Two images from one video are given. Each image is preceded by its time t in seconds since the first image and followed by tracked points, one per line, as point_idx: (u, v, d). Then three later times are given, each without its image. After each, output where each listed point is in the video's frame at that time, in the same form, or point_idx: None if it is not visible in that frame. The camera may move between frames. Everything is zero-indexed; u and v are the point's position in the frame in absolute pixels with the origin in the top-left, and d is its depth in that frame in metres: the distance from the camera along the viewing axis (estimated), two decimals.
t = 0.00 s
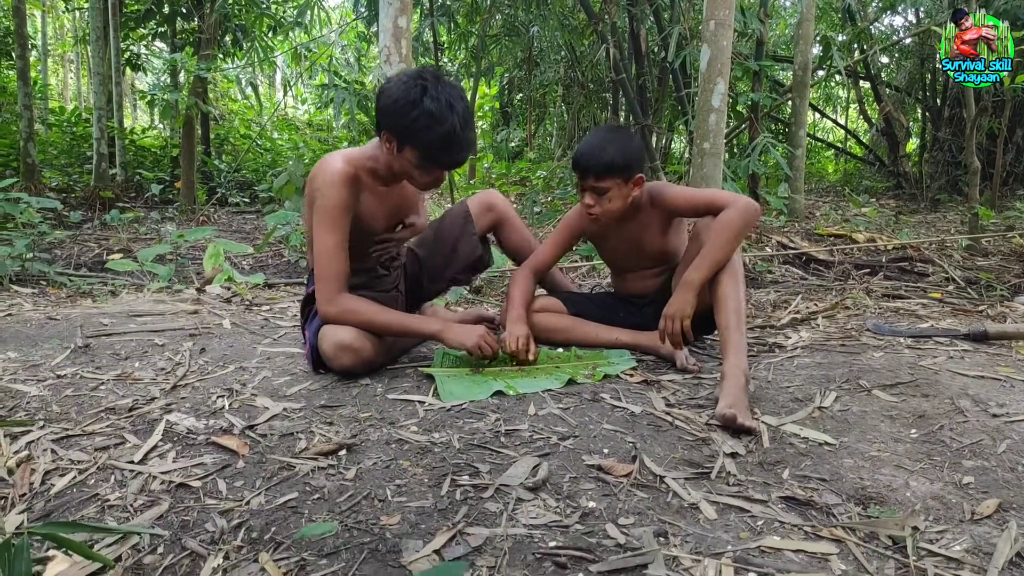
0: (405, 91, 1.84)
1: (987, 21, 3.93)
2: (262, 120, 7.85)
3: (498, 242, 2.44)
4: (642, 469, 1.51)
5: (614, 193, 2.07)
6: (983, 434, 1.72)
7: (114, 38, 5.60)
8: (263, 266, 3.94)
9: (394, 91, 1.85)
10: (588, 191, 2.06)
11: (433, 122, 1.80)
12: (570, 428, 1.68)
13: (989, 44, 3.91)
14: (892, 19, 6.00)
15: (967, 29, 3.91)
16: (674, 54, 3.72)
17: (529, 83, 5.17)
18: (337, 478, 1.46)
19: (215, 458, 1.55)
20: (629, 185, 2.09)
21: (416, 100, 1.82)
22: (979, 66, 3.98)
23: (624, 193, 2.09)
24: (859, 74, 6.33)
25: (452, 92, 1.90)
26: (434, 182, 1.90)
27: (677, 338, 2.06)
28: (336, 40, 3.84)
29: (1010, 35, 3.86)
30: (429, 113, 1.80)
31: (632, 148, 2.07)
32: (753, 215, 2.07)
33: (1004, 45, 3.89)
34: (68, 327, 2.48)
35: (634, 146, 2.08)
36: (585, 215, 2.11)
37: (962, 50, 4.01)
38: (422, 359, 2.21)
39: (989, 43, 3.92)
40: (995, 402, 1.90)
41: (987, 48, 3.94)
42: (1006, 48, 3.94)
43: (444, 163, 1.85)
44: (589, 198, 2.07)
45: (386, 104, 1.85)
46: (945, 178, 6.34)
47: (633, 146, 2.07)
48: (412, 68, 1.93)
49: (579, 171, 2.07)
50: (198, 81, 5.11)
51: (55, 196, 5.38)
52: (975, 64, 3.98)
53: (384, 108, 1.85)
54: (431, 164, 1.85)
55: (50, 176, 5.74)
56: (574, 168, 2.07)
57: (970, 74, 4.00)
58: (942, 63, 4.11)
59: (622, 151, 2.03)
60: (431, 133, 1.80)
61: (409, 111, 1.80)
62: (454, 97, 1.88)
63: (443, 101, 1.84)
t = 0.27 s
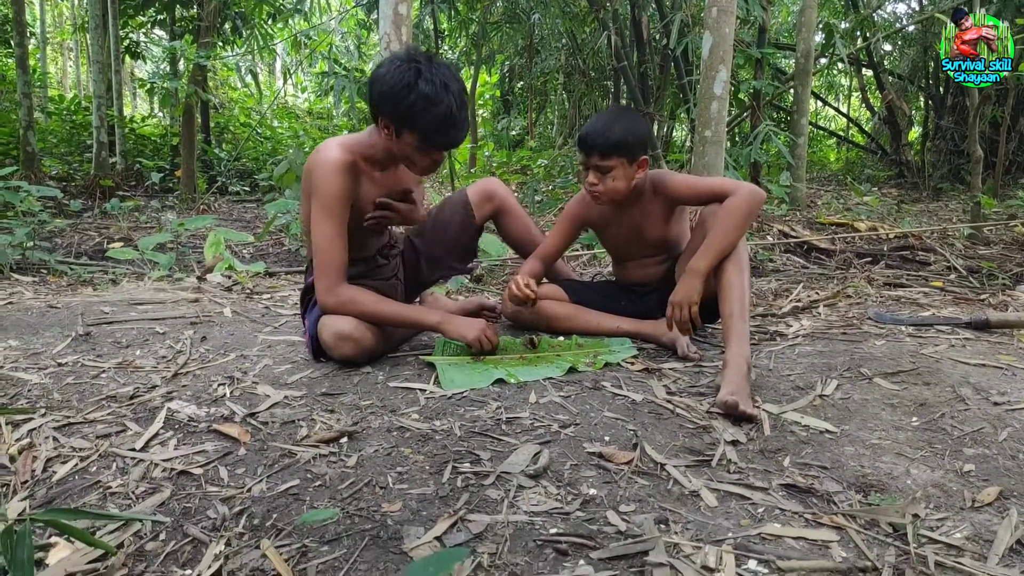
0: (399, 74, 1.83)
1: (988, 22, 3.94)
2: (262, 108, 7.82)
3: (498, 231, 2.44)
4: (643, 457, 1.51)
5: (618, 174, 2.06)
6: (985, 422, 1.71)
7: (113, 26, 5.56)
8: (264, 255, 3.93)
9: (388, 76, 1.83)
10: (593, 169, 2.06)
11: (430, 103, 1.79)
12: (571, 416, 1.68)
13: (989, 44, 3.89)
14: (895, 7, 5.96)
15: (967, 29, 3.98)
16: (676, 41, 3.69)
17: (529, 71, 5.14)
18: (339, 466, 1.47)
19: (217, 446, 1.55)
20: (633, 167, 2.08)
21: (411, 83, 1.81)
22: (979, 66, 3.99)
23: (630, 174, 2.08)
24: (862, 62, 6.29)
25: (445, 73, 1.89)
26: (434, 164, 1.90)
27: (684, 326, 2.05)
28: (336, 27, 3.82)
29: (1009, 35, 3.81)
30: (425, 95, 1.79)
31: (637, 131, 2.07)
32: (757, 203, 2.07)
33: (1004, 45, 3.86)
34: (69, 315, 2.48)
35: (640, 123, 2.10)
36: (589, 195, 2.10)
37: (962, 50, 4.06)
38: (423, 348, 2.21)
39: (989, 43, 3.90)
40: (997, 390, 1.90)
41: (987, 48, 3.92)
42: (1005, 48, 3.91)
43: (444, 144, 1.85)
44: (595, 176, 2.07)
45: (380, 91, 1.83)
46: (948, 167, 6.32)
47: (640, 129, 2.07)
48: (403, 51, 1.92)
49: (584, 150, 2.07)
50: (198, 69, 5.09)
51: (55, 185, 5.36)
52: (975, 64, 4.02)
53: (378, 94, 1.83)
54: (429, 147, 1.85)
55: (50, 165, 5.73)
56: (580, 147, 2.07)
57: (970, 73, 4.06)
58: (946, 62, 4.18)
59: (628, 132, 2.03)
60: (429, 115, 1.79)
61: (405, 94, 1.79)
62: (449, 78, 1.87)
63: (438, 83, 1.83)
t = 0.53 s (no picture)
0: (406, 70, 1.83)
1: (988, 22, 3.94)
2: (262, 100, 7.79)
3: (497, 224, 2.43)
4: (644, 448, 1.51)
5: (604, 170, 2.06)
6: (987, 413, 1.71)
7: (113, 18, 5.54)
8: (265, 247, 3.93)
9: (394, 69, 1.83)
10: (579, 169, 2.07)
11: (436, 100, 1.78)
12: (572, 407, 1.68)
13: (990, 44, 3.91)
14: None
15: (967, 29, 3.97)
16: (677, 32, 3.67)
17: (530, 63, 5.11)
18: (340, 457, 1.47)
19: (218, 438, 1.55)
20: (618, 160, 2.08)
21: (417, 79, 1.80)
22: (979, 66, 3.91)
23: (615, 168, 2.08)
24: (864, 53, 6.26)
25: (451, 68, 1.88)
26: (438, 161, 1.89)
27: (682, 313, 2.06)
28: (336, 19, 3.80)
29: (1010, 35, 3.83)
30: (431, 92, 1.79)
31: (620, 125, 2.07)
32: (760, 193, 2.06)
33: (1005, 44, 3.87)
34: (70, 308, 2.48)
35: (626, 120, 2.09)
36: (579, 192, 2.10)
37: (962, 50, 4.04)
38: (424, 339, 2.21)
39: (989, 43, 3.90)
40: (998, 381, 1.89)
41: (987, 48, 3.91)
42: (1005, 48, 3.91)
43: (449, 142, 1.85)
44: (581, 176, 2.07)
45: (386, 85, 1.83)
46: (949, 158, 6.30)
47: (622, 121, 2.07)
48: (408, 45, 1.91)
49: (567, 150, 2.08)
50: (198, 61, 5.07)
51: (55, 177, 5.35)
52: (975, 64, 3.96)
53: (385, 88, 1.83)
54: (434, 144, 1.84)
55: (50, 157, 5.71)
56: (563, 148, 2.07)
57: (970, 73, 3.98)
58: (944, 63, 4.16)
59: (609, 127, 2.04)
60: (435, 111, 1.78)
61: (411, 90, 1.79)
62: (456, 74, 1.86)
63: (444, 78, 1.82)
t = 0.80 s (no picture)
0: (408, 61, 1.80)
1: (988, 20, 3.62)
2: (265, 89, 7.77)
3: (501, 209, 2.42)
4: (648, 436, 1.51)
5: (599, 157, 2.06)
6: (992, 401, 1.70)
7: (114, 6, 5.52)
8: (268, 236, 3.93)
9: (395, 61, 1.81)
10: (575, 157, 2.07)
11: (440, 90, 1.76)
12: (576, 395, 1.68)
13: (989, 44, 3.68)
14: None
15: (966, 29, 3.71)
16: (682, 18, 3.63)
17: (533, 50, 5.07)
18: (345, 445, 1.47)
19: (223, 425, 1.56)
20: (614, 148, 2.08)
21: (419, 69, 1.78)
22: (979, 66, 3.80)
23: (611, 157, 2.08)
24: (870, 39, 6.20)
25: (453, 57, 1.86)
26: (442, 151, 1.87)
27: (682, 299, 2.07)
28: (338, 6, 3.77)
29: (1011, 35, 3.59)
30: (434, 81, 1.76)
31: (616, 113, 2.06)
32: (757, 178, 2.05)
33: (1005, 45, 3.62)
34: (75, 297, 2.49)
35: (619, 106, 2.09)
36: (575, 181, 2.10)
37: (962, 49, 3.83)
38: (428, 327, 2.21)
39: (989, 43, 3.68)
40: (1004, 368, 1.89)
41: (987, 48, 3.71)
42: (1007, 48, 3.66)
43: (454, 130, 1.83)
44: (577, 164, 2.07)
45: (388, 77, 1.80)
46: (956, 146, 6.24)
47: (616, 109, 2.06)
48: (409, 34, 1.89)
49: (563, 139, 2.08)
50: (200, 50, 5.05)
51: (59, 167, 5.35)
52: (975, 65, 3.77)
53: (386, 80, 1.80)
54: (439, 134, 1.82)
55: (54, 147, 5.71)
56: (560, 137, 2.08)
57: (970, 73, 3.88)
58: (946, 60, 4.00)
59: (604, 115, 2.03)
60: (439, 101, 1.76)
61: (414, 80, 1.76)
62: (457, 62, 1.85)
63: (446, 67, 1.80)
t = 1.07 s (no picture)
0: (413, 19, 1.79)
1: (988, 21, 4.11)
2: (265, 78, 7.74)
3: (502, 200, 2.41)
4: (649, 424, 1.51)
5: (599, 139, 2.05)
6: (993, 389, 1.70)
7: None
8: (269, 226, 3.92)
9: (401, 21, 1.80)
10: (574, 133, 2.06)
11: (446, 48, 1.76)
12: (577, 383, 1.68)
13: (989, 44, 4.08)
14: None
15: (967, 29, 4.15)
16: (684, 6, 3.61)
17: (535, 39, 5.05)
18: (346, 433, 1.47)
19: (224, 414, 1.56)
20: (613, 131, 2.07)
21: (424, 27, 1.77)
22: (978, 65, 4.14)
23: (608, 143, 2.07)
24: (873, 27, 6.17)
25: (459, 18, 1.85)
26: (446, 112, 1.87)
27: (684, 287, 2.06)
28: None
29: (1009, 36, 4.03)
30: (441, 40, 1.76)
31: (614, 98, 2.06)
32: (755, 163, 2.04)
33: (1005, 44, 4.05)
34: (76, 286, 2.49)
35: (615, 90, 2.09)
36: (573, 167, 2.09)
37: (962, 50, 4.20)
38: (430, 316, 2.20)
39: (989, 43, 4.07)
40: (1005, 357, 1.88)
41: (987, 48, 4.09)
42: (1004, 48, 4.08)
43: (460, 91, 1.83)
44: (576, 143, 2.06)
45: (393, 35, 1.79)
46: (959, 135, 6.22)
47: (614, 96, 2.06)
48: None
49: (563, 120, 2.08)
50: (200, 38, 5.03)
51: (61, 156, 5.34)
52: (975, 64, 4.12)
53: (392, 39, 1.79)
54: (443, 94, 1.82)
55: (55, 136, 5.70)
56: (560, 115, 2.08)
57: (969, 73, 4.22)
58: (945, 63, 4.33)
59: (602, 98, 2.03)
60: (445, 59, 1.76)
61: (420, 38, 1.76)
62: (463, 24, 1.84)
63: (453, 28, 1.80)
